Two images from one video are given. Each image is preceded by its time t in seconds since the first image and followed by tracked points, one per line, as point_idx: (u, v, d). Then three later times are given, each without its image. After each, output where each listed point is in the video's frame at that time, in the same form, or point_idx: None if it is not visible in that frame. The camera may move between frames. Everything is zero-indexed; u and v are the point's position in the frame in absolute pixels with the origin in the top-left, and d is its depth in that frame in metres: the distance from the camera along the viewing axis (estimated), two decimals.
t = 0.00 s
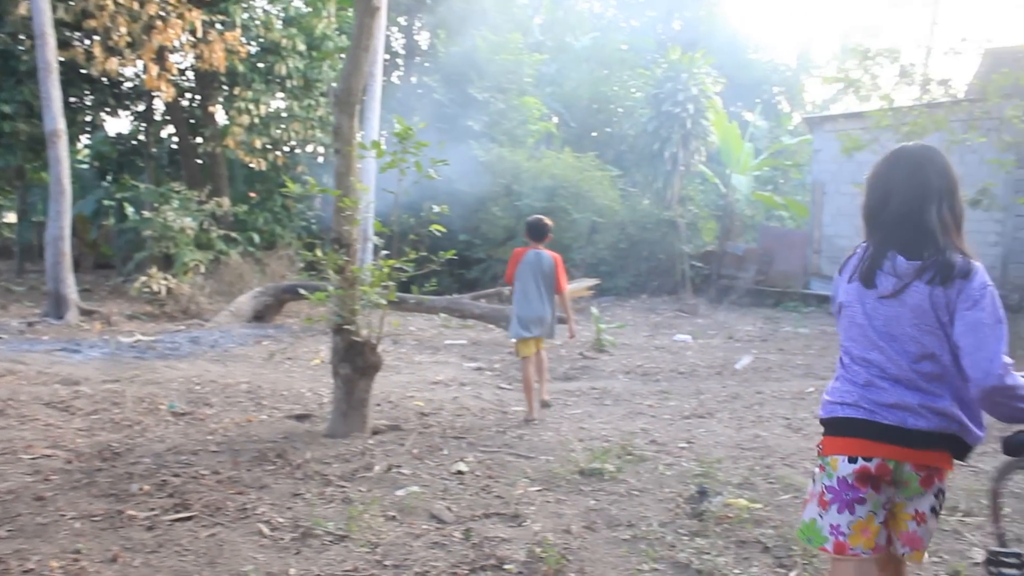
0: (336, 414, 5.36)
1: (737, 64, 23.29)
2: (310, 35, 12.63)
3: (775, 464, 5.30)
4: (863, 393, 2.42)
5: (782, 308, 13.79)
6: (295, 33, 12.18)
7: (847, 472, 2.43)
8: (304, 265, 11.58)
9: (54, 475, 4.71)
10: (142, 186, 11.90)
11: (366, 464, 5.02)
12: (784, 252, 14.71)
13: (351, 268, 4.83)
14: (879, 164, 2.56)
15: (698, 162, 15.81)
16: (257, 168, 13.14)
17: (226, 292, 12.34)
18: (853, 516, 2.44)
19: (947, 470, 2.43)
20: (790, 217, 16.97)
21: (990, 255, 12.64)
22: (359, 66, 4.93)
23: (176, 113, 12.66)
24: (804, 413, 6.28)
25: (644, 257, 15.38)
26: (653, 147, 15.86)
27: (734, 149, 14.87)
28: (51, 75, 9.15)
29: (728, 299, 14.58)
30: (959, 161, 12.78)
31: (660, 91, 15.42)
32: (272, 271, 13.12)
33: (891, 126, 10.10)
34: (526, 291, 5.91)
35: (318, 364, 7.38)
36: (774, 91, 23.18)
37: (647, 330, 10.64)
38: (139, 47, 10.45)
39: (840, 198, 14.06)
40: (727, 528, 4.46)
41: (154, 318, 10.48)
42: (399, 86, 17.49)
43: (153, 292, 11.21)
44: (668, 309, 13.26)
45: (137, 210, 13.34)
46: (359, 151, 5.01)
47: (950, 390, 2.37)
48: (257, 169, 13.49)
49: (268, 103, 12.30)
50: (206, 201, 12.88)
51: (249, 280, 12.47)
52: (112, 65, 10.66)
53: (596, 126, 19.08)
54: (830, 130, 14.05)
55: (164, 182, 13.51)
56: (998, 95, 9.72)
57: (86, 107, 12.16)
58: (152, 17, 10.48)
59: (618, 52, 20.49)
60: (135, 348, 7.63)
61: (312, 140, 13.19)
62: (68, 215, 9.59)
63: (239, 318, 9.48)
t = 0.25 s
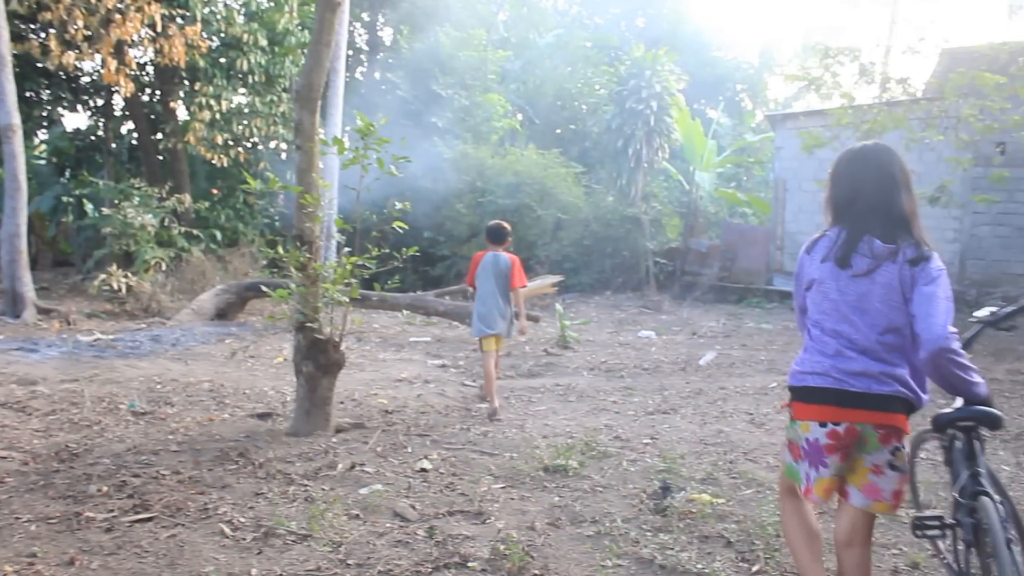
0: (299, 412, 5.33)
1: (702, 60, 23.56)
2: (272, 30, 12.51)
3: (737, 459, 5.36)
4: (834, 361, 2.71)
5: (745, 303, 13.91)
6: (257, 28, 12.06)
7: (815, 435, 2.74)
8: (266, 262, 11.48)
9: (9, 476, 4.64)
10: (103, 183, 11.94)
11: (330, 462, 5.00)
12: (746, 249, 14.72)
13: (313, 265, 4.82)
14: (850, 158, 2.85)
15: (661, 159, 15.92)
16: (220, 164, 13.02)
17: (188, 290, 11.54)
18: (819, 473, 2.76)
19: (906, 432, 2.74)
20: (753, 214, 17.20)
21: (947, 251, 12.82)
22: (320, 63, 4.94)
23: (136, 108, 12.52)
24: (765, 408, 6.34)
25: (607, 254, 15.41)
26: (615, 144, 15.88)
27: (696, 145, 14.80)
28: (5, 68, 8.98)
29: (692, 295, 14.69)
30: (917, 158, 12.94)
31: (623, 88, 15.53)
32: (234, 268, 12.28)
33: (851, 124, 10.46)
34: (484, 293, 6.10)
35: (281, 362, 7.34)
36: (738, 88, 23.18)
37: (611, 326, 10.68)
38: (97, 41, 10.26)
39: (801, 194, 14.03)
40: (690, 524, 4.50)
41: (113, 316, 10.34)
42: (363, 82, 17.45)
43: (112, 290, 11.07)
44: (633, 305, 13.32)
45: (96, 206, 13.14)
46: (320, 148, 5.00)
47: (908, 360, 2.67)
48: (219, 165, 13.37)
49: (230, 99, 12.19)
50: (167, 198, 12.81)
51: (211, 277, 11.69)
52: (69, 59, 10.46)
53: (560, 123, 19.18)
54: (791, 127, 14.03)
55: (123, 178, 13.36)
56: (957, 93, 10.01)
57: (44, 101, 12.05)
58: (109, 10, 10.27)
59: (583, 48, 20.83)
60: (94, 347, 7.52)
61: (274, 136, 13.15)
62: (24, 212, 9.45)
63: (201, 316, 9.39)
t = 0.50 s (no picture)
0: (283, 411, 5.32)
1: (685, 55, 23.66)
2: (254, 26, 12.44)
3: (722, 455, 5.38)
4: (804, 351, 2.83)
5: (729, 300, 13.99)
6: (240, 25, 12.02)
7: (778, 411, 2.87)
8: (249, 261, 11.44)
9: None
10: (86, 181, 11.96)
11: (314, 461, 4.98)
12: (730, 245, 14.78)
13: (297, 262, 4.79)
14: (821, 165, 3.00)
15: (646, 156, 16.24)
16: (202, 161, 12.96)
17: (171, 288, 11.36)
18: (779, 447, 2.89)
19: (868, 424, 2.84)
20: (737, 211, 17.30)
21: (930, 248, 12.86)
22: (302, 59, 4.93)
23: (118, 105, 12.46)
24: (749, 405, 6.37)
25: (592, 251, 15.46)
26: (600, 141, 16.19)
27: (681, 141, 15.22)
28: None
29: (677, 291, 14.77)
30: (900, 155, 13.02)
31: (607, 85, 15.92)
32: (218, 265, 12.08)
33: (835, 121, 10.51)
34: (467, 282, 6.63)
35: (265, 360, 7.33)
36: (721, 85, 23.26)
37: (596, 323, 10.68)
38: (76, 37, 10.12)
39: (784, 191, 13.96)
40: (674, 520, 4.51)
41: (96, 314, 10.29)
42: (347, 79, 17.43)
43: (95, 288, 11.02)
44: (618, 301, 13.35)
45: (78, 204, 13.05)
46: (304, 144, 5.00)
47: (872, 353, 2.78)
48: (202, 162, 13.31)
49: (213, 96, 12.14)
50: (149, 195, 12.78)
51: (195, 276, 11.50)
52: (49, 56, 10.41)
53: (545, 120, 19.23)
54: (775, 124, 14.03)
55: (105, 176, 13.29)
56: (939, 90, 10.14)
57: (23, 97, 11.95)
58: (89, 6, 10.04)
59: (566, 47, 21.08)
60: (76, 346, 7.48)
61: (258, 133, 13.14)
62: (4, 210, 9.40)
63: (184, 314, 9.35)
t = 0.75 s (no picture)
0: (278, 403, 5.31)
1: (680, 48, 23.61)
2: (248, 20, 12.39)
3: (717, 446, 5.39)
4: (765, 335, 3.08)
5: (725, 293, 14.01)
6: (233, 18, 11.95)
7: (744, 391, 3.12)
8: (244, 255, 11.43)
9: None
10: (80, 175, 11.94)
11: (309, 453, 4.98)
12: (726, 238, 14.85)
13: (291, 255, 4.80)
14: (776, 161, 3.21)
15: (642, 149, 16.01)
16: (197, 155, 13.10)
17: (166, 283, 11.28)
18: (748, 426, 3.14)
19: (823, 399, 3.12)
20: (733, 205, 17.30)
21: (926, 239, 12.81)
22: (296, 52, 4.93)
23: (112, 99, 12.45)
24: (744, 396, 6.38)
25: (588, 243, 15.52)
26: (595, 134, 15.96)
27: (676, 134, 15.48)
28: None
29: (673, 284, 14.80)
30: (895, 148, 12.99)
31: (602, 77, 15.71)
32: (213, 259, 12.02)
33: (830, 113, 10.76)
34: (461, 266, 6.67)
35: (260, 353, 7.33)
36: (717, 78, 23.14)
37: (592, 316, 10.68)
38: (70, 30, 9.99)
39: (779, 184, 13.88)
40: (669, 512, 4.52)
41: (90, 309, 10.27)
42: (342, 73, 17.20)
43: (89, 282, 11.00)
44: (614, 294, 13.36)
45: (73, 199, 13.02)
46: (298, 137, 4.99)
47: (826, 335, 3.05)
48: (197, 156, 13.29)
49: (207, 89, 12.17)
50: (143, 189, 12.89)
51: (190, 270, 11.41)
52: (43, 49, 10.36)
53: (539, 113, 19.29)
54: (769, 117, 13.97)
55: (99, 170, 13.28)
56: (934, 82, 10.15)
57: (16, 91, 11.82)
58: None
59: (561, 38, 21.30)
60: (71, 340, 7.46)
61: (252, 126, 13.19)
62: None
63: (179, 308, 9.34)
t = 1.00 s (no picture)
0: (277, 395, 5.32)
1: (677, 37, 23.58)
2: (244, 11, 12.36)
3: (717, 434, 5.41)
4: (751, 307, 3.25)
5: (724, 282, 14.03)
6: (229, 9, 11.91)
7: (733, 365, 3.27)
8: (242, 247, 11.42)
9: None
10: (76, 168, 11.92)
11: (309, 444, 4.98)
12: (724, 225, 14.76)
13: (289, 247, 4.80)
14: (747, 143, 3.43)
15: (639, 139, 16.03)
16: (194, 147, 12.97)
17: (164, 275, 11.28)
18: (737, 396, 3.29)
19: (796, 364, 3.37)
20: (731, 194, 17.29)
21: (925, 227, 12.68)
22: (292, 43, 4.93)
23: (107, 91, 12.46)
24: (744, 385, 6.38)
25: (586, 233, 15.55)
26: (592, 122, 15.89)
27: (673, 123, 15.32)
28: None
29: (672, 274, 14.80)
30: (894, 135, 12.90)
31: (599, 66, 15.65)
32: (211, 252, 11.98)
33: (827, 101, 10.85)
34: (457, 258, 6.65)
35: (258, 345, 7.34)
36: (714, 66, 23.05)
37: (591, 305, 10.67)
38: (65, 23, 9.98)
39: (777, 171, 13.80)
40: (669, 501, 4.53)
41: (89, 302, 10.27)
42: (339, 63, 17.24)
43: (87, 275, 11.01)
44: (613, 284, 13.36)
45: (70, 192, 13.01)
46: (295, 129, 4.99)
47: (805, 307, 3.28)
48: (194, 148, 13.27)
49: (203, 81, 12.13)
50: (140, 181, 12.81)
51: (188, 262, 11.39)
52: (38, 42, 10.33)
53: (537, 102, 19.45)
54: (767, 105, 13.88)
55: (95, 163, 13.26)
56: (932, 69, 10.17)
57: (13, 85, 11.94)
58: None
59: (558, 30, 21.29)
60: (70, 333, 7.47)
61: (249, 117, 13.14)
62: None
63: (178, 300, 9.34)
